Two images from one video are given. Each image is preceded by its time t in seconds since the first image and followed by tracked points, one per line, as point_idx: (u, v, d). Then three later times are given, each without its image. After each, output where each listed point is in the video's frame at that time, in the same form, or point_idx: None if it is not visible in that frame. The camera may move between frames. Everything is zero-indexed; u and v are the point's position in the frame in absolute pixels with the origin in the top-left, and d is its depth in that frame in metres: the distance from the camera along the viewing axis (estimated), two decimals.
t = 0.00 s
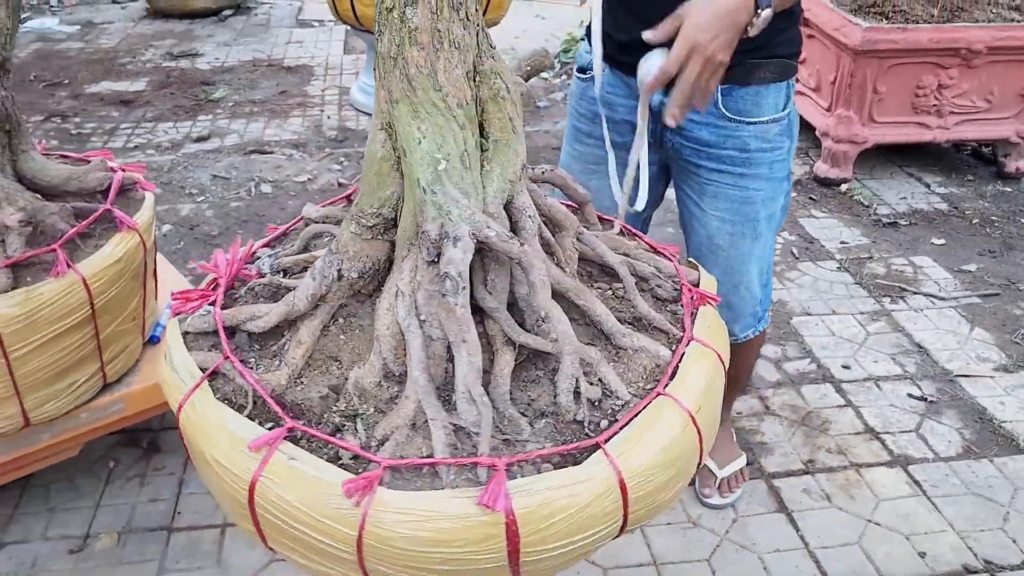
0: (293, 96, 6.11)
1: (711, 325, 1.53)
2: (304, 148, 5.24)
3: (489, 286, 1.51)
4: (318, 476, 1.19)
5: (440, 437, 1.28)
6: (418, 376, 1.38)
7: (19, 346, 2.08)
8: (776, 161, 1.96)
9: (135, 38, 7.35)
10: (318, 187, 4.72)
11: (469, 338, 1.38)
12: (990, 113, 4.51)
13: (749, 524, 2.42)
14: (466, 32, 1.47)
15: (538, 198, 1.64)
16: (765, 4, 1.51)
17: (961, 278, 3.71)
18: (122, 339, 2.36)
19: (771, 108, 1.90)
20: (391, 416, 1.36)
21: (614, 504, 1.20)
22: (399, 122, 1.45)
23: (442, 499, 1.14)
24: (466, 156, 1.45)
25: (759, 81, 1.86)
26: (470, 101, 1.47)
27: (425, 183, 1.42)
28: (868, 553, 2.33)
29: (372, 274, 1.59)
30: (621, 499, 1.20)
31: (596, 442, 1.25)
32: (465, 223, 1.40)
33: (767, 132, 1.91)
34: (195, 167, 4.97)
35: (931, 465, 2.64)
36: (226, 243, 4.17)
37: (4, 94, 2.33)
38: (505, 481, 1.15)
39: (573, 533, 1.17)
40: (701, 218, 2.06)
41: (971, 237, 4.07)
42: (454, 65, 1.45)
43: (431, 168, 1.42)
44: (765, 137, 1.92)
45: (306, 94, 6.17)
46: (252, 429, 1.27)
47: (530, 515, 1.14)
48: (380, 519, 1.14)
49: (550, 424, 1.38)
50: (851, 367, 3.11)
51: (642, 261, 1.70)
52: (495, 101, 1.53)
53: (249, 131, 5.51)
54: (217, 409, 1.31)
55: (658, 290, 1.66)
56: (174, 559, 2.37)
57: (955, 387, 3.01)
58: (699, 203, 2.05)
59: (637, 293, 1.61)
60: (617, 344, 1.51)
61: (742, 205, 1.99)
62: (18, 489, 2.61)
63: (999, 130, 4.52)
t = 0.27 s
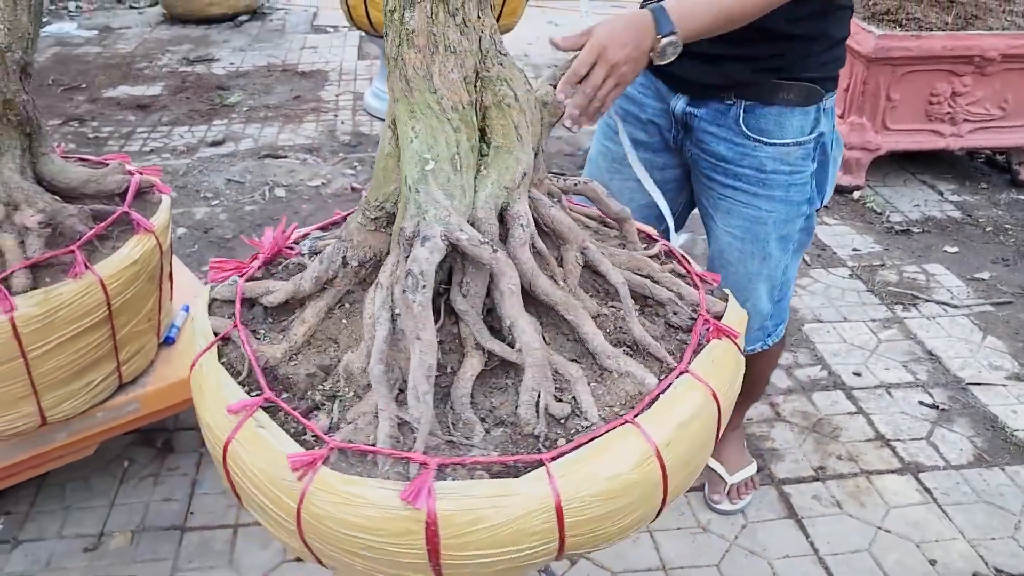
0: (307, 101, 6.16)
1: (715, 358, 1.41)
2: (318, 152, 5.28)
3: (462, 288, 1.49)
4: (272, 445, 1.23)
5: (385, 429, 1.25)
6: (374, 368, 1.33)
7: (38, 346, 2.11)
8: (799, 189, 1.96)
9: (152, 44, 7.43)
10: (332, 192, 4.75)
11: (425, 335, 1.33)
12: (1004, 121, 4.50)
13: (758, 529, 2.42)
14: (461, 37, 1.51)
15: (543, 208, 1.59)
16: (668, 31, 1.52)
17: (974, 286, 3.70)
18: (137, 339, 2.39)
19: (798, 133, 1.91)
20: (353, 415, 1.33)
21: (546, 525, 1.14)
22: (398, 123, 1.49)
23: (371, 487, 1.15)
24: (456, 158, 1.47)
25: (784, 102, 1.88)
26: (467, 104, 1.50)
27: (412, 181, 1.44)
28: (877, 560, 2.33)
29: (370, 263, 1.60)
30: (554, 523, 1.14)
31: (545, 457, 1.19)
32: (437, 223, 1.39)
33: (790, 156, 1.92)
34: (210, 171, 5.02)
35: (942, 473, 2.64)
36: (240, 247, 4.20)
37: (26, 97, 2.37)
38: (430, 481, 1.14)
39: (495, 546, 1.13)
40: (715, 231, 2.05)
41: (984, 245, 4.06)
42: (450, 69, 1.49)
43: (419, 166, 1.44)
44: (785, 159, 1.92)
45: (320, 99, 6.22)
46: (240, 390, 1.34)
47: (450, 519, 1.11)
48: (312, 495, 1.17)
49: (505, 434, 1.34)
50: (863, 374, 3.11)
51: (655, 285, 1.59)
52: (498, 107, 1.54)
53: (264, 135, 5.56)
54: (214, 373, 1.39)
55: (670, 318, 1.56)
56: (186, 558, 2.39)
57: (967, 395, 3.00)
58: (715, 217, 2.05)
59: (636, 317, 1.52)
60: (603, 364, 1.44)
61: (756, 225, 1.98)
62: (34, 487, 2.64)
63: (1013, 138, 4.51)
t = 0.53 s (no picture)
0: (319, 106, 6.20)
1: (700, 396, 1.33)
2: (329, 157, 5.32)
3: (437, 287, 1.50)
4: (247, 412, 1.34)
5: (338, 412, 1.31)
6: (338, 353, 1.40)
7: (51, 347, 2.13)
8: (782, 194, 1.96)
9: (166, 48, 7.49)
10: (343, 196, 4.78)
11: (382, 329, 1.37)
12: (1016, 129, 4.49)
13: (765, 536, 2.42)
14: (456, 42, 1.52)
15: (539, 219, 1.58)
16: (679, 44, 1.53)
17: (985, 294, 3.69)
18: (148, 342, 2.40)
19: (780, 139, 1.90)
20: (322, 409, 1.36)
21: (470, 533, 1.15)
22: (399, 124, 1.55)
23: (313, 467, 1.22)
24: (446, 160, 1.51)
25: (761, 111, 1.87)
26: (464, 109, 1.53)
27: (401, 180, 1.50)
28: (886, 569, 2.32)
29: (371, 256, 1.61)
30: (478, 533, 1.15)
31: (484, 467, 1.20)
32: (411, 221, 1.43)
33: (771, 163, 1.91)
34: (223, 175, 5.06)
35: (951, 482, 2.63)
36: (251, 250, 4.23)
37: (43, 102, 2.41)
38: (363, 469, 1.19)
39: (416, 544, 1.15)
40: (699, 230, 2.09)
41: (996, 253, 4.04)
42: (444, 73, 1.51)
43: (408, 166, 1.50)
44: (762, 166, 1.91)
45: (332, 104, 6.26)
46: (241, 357, 1.46)
47: (375, 508, 1.16)
48: (266, 465, 1.26)
49: (453, 436, 1.35)
50: (872, 383, 3.10)
51: (658, 310, 1.55)
52: (498, 114, 1.55)
53: (276, 140, 5.60)
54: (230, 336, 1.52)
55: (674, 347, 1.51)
56: (195, 559, 2.40)
57: (977, 404, 2.98)
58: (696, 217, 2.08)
59: (617, 340, 1.50)
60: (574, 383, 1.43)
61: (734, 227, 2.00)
62: (45, 488, 2.66)
63: None
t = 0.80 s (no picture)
0: (329, 111, 6.22)
1: (668, 423, 1.30)
2: (338, 161, 5.33)
3: (415, 282, 1.58)
4: (239, 384, 1.49)
5: (304, 391, 1.43)
6: (313, 335, 1.52)
7: (59, 347, 2.14)
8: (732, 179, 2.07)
9: (177, 53, 7.54)
10: (351, 200, 4.79)
11: (350, 316, 1.48)
12: None
13: (771, 543, 2.41)
14: (451, 44, 1.54)
15: (529, 224, 1.59)
16: (693, 52, 1.57)
17: (995, 302, 3.66)
18: (155, 344, 2.41)
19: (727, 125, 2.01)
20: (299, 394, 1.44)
21: (400, 525, 1.20)
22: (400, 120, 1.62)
23: (271, 443, 1.32)
24: (436, 158, 1.57)
25: (699, 106, 1.98)
26: (458, 108, 1.57)
27: (392, 176, 1.58)
28: None
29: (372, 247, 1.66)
30: (407, 526, 1.20)
31: (423, 462, 1.24)
32: (389, 215, 1.51)
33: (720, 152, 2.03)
34: (232, 178, 5.08)
35: (959, 490, 2.61)
36: (259, 253, 4.25)
37: (53, 104, 2.43)
38: (310, 449, 1.27)
39: (349, 527, 1.22)
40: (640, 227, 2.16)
41: (1007, 260, 4.01)
42: (438, 72, 1.54)
43: (399, 162, 1.58)
44: (704, 157, 2.01)
45: (341, 108, 6.28)
46: (251, 332, 1.62)
47: (314, 486, 1.24)
48: (240, 433, 1.38)
49: (410, 429, 1.41)
50: (880, 390, 3.08)
51: (648, 330, 1.53)
52: (493, 116, 1.58)
53: (285, 143, 5.62)
54: (250, 312, 1.68)
55: (657, 369, 1.49)
56: (200, 560, 2.41)
57: (986, 412, 2.96)
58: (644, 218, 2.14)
59: (588, 355, 1.50)
60: (540, 394, 1.44)
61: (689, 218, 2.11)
62: (52, 488, 2.67)
63: None
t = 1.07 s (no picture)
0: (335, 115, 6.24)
1: (640, 439, 1.30)
2: (343, 165, 5.34)
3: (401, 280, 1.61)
4: (240, 368, 1.61)
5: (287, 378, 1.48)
6: (301, 326, 1.59)
7: (62, 349, 2.15)
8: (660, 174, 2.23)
9: (185, 57, 7.57)
10: (356, 203, 4.79)
11: (333, 308, 1.53)
12: None
13: (773, 549, 2.40)
14: (447, 45, 1.56)
15: (520, 229, 1.58)
16: (695, 52, 1.62)
17: (1002, 308, 3.64)
18: (158, 345, 2.42)
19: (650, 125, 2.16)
20: (282, 386, 1.47)
21: (359, 517, 1.25)
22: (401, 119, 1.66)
23: (253, 427, 1.41)
24: (429, 157, 1.60)
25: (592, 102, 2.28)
26: (452, 109, 1.59)
27: (387, 174, 1.62)
28: None
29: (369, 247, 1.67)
30: (366, 518, 1.25)
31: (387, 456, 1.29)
32: (376, 212, 1.55)
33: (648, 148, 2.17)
34: (238, 182, 5.10)
35: (964, 497, 2.59)
36: (264, 256, 4.26)
37: (57, 106, 2.44)
38: (283, 434, 1.35)
39: (309, 513, 1.29)
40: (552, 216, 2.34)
41: (1014, 266, 3.99)
42: (433, 73, 1.57)
43: (395, 160, 1.62)
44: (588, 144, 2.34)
45: (348, 112, 6.29)
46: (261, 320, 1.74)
47: (284, 470, 1.31)
48: (231, 414, 1.48)
49: (383, 423, 1.44)
50: (885, 396, 3.06)
51: (638, 343, 1.51)
52: (488, 118, 1.58)
53: (291, 147, 5.63)
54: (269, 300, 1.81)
55: (641, 383, 1.47)
56: (201, 561, 2.42)
57: (992, 419, 2.94)
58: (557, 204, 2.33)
59: (566, 364, 1.49)
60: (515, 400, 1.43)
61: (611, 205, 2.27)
62: (55, 489, 2.68)
63: None
